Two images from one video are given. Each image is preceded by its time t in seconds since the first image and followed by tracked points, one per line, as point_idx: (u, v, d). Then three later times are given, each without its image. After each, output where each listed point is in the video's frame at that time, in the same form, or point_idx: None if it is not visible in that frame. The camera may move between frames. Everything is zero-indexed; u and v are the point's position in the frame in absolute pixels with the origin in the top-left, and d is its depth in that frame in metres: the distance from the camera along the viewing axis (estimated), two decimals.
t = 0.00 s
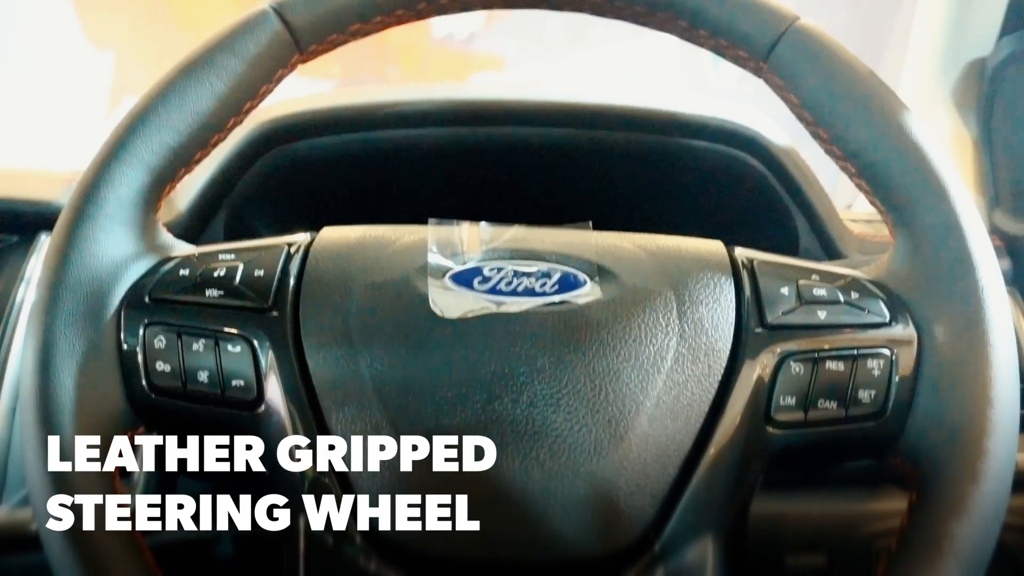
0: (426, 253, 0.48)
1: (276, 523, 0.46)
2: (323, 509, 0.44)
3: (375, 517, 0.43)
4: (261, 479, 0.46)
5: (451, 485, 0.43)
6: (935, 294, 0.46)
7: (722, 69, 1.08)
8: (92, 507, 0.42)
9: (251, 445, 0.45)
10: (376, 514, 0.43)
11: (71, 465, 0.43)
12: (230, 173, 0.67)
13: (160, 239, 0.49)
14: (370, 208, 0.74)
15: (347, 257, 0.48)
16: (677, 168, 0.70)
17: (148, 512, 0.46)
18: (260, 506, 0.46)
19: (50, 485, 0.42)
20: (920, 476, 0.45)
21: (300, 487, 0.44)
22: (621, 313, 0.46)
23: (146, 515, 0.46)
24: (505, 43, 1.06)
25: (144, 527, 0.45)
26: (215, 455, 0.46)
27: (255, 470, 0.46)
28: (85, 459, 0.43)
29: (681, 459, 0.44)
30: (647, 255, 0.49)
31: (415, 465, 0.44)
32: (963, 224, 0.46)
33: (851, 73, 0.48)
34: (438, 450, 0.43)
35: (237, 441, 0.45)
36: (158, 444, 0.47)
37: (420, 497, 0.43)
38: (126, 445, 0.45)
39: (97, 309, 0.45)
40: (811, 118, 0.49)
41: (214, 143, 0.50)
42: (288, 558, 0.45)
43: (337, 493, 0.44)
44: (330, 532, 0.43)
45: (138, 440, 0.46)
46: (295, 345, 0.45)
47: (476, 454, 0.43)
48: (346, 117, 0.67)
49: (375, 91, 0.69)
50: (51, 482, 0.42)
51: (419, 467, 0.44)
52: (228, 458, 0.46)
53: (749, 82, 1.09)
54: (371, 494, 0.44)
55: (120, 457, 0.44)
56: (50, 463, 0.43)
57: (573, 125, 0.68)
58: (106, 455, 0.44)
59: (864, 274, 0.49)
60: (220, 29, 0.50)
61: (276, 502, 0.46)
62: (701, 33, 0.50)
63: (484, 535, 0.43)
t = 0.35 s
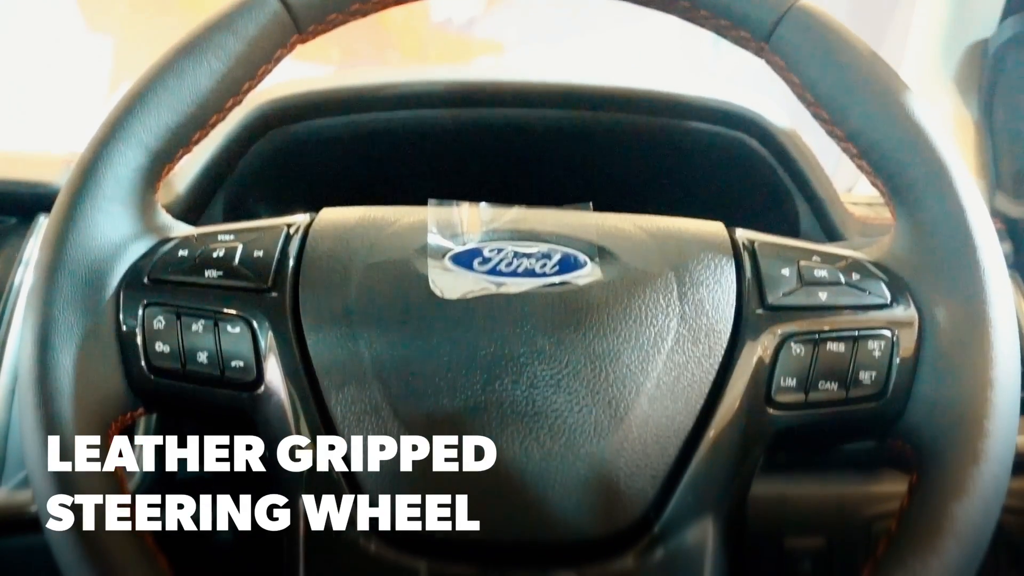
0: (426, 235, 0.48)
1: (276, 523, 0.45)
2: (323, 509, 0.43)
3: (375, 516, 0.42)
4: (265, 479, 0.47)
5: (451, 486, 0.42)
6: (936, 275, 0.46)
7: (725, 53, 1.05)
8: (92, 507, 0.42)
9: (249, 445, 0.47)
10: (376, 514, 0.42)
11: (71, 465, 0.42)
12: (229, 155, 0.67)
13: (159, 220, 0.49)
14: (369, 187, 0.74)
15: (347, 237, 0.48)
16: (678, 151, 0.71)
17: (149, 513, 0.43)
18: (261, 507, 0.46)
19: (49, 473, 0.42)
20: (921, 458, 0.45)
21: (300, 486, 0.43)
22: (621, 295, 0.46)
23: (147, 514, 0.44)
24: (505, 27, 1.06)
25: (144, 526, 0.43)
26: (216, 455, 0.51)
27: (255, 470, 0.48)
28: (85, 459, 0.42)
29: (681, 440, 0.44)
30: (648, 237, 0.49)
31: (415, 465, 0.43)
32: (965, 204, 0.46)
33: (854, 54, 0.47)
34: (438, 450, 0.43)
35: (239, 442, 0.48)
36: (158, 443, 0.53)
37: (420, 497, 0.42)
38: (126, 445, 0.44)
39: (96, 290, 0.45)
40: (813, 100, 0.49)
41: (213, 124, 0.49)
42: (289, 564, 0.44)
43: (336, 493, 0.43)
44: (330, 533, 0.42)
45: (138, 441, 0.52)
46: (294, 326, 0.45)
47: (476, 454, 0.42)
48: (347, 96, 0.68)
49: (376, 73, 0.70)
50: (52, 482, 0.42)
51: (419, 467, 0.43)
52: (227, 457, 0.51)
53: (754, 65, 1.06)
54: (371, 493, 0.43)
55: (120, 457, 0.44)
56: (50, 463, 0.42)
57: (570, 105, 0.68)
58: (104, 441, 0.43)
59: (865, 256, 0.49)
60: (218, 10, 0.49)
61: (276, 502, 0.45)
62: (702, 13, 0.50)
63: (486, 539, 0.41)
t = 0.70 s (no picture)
0: (426, 222, 0.48)
1: (276, 523, 0.45)
2: (323, 509, 0.42)
3: (375, 517, 0.42)
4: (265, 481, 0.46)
5: (452, 484, 0.42)
6: (936, 262, 0.46)
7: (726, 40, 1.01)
8: (92, 507, 0.41)
9: (251, 445, 0.49)
10: (376, 514, 0.42)
11: (71, 465, 0.42)
12: (229, 144, 0.67)
13: (158, 207, 0.50)
14: (369, 173, 0.74)
15: (346, 224, 0.48)
16: (678, 139, 0.71)
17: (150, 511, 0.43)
18: (261, 507, 0.46)
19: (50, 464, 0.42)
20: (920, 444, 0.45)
21: (300, 487, 0.43)
22: (622, 281, 0.46)
23: (147, 514, 0.42)
24: (505, 16, 1.06)
25: (144, 526, 0.42)
26: (216, 456, 0.50)
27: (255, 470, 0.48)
28: (85, 459, 0.42)
29: (681, 427, 0.44)
30: (647, 224, 0.49)
31: (415, 465, 0.43)
32: (965, 190, 0.46)
33: (856, 41, 0.47)
34: (438, 450, 0.42)
35: (238, 442, 0.49)
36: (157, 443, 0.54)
37: (420, 497, 0.42)
38: (126, 445, 0.43)
39: (94, 277, 0.45)
40: (813, 86, 0.49)
41: (213, 111, 0.49)
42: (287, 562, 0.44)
43: (336, 493, 0.43)
44: (329, 533, 0.42)
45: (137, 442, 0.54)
46: (293, 313, 0.45)
47: (476, 454, 0.42)
48: (346, 85, 0.68)
49: (376, 60, 0.70)
50: (52, 481, 0.42)
51: (420, 467, 0.43)
52: (227, 459, 0.51)
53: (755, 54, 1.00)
54: (372, 493, 0.43)
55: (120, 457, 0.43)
56: (51, 463, 0.42)
57: (566, 94, 0.68)
58: (105, 433, 0.44)
59: (865, 243, 0.49)
60: None
61: (276, 502, 0.45)
62: None
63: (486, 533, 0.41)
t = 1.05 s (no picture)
0: (426, 210, 0.48)
1: (276, 522, 0.46)
2: (323, 509, 0.42)
3: (375, 517, 0.42)
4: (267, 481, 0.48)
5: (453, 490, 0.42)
6: (937, 250, 0.46)
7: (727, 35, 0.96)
8: (92, 506, 0.42)
9: (251, 447, 0.51)
10: (377, 514, 0.42)
11: (71, 465, 0.42)
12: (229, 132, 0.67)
13: (157, 195, 0.50)
14: (370, 160, 0.74)
15: (345, 211, 0.48)
16: (679, 128, 0.71)
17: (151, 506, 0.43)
18: (261, 507, 0.47)
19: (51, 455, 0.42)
20: (920, 432, 0.45)
21: (299, 487, 0.43)
22: (622, 269, 0.46)
23: (147, 514, 0.42)
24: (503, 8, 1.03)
25: (145, 527, 0.42)
26: (216, 455, 0.52)
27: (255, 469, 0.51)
28: (85, 459, 0.42)
29: (682, 414, 0.44)
30: (648, 212, 0.49)
31: (415, 465, 0.42)
32: (966, 177, 0.46)
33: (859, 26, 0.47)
34: (438, 450, 0.42)
35: (238, 442, 0.51)
36: (158, 444, 0.53)
37: (420, 497, 0.42)
38: (126, 444, 0.43)
39: (93, 265, 0.46)
40: (814, 72, 0.48)
41: (213, 98, 0.49)
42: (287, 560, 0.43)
43: (337, 493, 0.42)
44: (331, 533, 0.42)
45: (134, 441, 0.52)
46: (293, 300, 0.45)
47: (476, 453, 0.42)
48: (347, 73, 0.67)
49: (376, 48, 0.70)
50: (54, 481, 0.42)
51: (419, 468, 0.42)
52: (227, 458, 0.52)
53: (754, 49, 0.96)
54: (371, 493, 0.42)
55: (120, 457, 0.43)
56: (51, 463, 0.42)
57: (564, 81, 0.68)
58: (105, 424, 0.44)
59: (866, 231, 0.49)
60: None
61: (276, 502, 0.47)
62: None
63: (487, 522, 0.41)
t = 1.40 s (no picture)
0: (426, 194, 0.48)
1: (276, 523, 0.45)
2: (323, 509, 0.42)
3: (375, 517, 0.41)
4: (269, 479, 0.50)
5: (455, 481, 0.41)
6: (939, 234, 0.46)
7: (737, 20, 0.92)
8: (92, 506, 0.42)
9: (251, 446, 0.50)
10: (376, 514, 0.41)
11: (71, 465, 0.42)
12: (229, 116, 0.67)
13: (156, 181, 0.49)
14: (370, 147, 0.74)
15: (345, 197, 0.48)
16: (680, 115, 0.71)
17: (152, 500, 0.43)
18: (261, 507, 0.46)
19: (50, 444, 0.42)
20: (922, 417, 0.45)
21: (300, 487, 0.43)
22: (623, 254, 0.46)
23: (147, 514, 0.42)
24: None
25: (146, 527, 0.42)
26: (216, 455, 0.50)
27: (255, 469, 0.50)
28: (85, 459, 0.42)
29: (683, 399, 0.44)
30: (649, 196, 0.48)
31: (414, 465, 0.42)
32: (968, 160, 0.46)
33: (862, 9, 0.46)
34: (438, 450, 0.42)
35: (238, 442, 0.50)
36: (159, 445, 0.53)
37: (420, 497, 0.42)
38: (126, 445, 0.43)
39: (93, 250, 0.45)
40: (816, 57, 0.48)
41: (212, 84, 0.49)
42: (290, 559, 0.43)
43: (337, 492, 0.42)
44: (331, 533, 0.41)
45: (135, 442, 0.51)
46: (293, 286, 0.45)
47: (476, 454, 0.41)
48: (347, 58, 0.67)
49: (376, 34, 0.70)
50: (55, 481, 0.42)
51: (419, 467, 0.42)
52: (227, 456, 0.51)
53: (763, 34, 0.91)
54: (371, 493, 0.42)
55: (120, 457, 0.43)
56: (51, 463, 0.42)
57: (563, 68, 0.68)
58: (106, 414, 0.44)
59: (868, 216, 0.49)
60: None
61: (277, 501, 0.46)
62: None
63: (489, 508, 0.41)
